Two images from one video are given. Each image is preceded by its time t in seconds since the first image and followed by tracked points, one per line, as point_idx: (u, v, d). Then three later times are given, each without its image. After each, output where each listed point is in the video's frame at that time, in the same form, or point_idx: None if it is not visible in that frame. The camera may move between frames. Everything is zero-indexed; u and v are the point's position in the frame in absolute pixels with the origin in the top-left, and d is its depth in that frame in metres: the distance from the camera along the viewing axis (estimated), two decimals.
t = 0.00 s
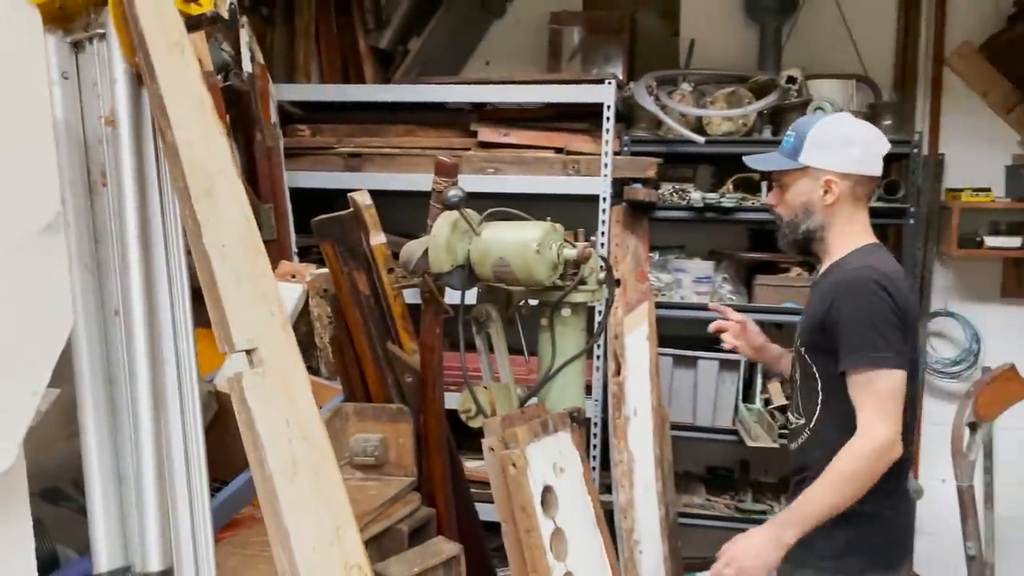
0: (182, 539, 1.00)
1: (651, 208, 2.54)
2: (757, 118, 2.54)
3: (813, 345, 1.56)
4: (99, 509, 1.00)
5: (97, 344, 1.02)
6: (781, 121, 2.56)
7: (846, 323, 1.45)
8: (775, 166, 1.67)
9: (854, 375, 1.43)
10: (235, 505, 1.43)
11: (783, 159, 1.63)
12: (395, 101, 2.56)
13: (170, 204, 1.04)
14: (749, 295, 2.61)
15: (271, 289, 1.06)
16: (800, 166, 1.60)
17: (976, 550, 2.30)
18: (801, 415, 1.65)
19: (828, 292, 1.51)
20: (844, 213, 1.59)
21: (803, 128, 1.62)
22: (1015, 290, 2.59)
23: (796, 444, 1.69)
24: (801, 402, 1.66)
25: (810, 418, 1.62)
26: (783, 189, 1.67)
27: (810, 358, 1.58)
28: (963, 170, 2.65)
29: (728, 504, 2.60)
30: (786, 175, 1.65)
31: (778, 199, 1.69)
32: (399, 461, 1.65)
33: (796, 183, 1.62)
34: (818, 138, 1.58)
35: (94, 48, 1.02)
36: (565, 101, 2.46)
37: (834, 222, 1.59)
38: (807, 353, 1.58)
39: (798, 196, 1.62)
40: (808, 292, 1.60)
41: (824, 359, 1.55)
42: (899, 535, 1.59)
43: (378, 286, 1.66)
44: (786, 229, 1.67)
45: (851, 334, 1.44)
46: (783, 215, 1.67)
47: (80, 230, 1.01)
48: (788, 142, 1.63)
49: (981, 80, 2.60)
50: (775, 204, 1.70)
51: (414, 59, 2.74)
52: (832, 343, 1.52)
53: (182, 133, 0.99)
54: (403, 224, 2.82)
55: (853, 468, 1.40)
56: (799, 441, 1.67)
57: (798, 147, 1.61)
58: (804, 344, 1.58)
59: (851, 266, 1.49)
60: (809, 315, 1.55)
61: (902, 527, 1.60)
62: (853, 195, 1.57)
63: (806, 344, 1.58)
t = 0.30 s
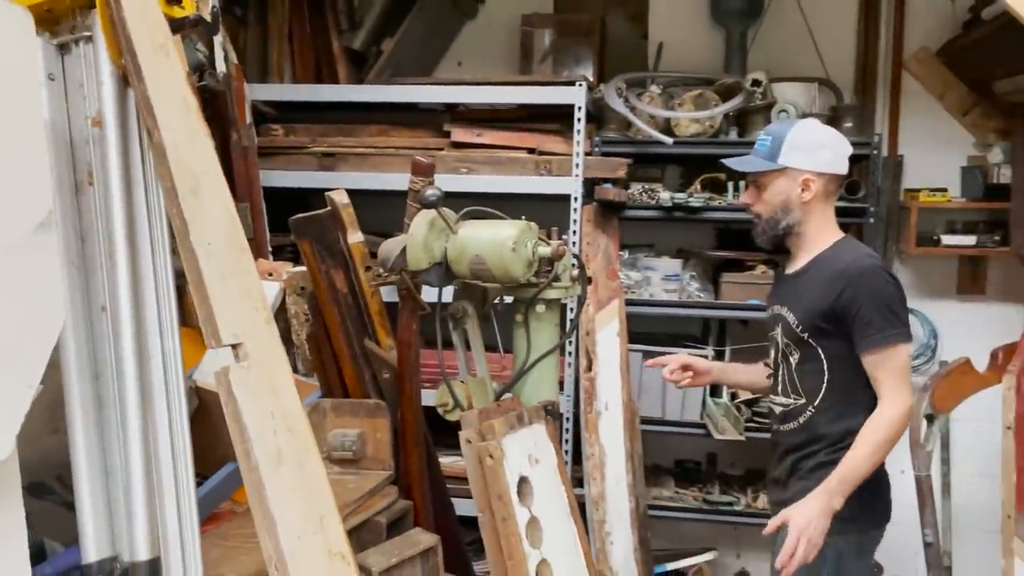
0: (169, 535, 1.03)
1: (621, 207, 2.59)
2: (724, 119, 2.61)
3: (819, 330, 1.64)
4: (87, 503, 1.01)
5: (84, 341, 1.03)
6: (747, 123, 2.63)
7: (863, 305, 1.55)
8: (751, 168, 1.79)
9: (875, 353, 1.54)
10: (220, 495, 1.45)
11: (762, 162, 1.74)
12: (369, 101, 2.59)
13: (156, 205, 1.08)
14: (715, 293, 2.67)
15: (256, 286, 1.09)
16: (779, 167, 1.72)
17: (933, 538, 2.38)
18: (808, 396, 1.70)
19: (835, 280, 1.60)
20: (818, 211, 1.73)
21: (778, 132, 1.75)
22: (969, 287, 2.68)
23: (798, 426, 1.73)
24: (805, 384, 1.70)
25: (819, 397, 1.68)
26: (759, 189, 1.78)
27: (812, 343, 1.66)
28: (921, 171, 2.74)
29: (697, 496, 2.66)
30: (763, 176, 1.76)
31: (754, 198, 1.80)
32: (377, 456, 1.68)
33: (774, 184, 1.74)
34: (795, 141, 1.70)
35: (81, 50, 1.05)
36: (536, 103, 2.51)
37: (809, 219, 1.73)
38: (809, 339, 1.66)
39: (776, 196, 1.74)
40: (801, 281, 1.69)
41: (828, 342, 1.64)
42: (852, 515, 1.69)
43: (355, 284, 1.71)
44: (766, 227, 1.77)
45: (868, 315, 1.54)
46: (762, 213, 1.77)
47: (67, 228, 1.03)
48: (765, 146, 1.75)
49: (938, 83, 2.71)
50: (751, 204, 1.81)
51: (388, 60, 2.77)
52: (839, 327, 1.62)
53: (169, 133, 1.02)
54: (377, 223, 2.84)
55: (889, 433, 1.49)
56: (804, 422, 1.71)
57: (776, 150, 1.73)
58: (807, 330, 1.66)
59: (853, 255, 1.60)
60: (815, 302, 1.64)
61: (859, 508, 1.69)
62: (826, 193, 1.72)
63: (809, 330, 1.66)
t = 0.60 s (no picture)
0: (134, 531, 1.03)
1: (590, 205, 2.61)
2: (690, 119, 2.65)
3: (817, 324, 1.66)
4: (52, 496, 1.02)
5: (48, 334, 1.04)
6: (713, 122, 2.67)
7: (866, 298, 1.61)
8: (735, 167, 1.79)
9: (876, 344, 1.60)
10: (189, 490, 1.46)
11: (749, 160, 1.75)
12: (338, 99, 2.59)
13: (121, 198, 1.07)
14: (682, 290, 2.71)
15: (221, 280, 1.09)
16: (765, 166, 1.73)
17: (894, 528, 2.51)
18: (801, 387, 1.70)
19: (836, 274, 1.64)
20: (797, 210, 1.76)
21: (762, 131, 1.76)
22: (930, 284, 2.74)
23: (787, 419, 1.72)
24: (797, 376, 1.71)
25: (814, 388, 1.69)
26: (743, 188, 1.78)
27: (808, 337, 1.68)
28: (883, 170, 2.79)
29: (665, 490, 2.70)
30: (747, 175, 1.76)
31: (737, 198, 1.80)
32: (345, 451, 1.69)
33: (760, 183, 1.75)
34: (781, 141, 1.73)
35: (45, 45, 1.06)
36: (505, 102, 2.53)
37: (792, 218, 1.75)
38: (806, 333, 1.68)
39: (763, 195, 1.74)
40: (792, 277, 1.71)
41: (825, 336, 1.67)
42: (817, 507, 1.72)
43: (323, 279, 1.71)
44: (753, 226, 1.77)
45: (872, 307, 1.61)
46: (748, 212, 1.77)
47: (30, 221, 1.03)
48: (751, 145, 1.76)
49: (899, 85, 2.76)
50: (735, 203, 1.80)
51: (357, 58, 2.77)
52: (836, 321, 1.66)
53: (133, 128, 1.03)
54: (347, 221, 2.85)
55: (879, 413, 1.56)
56: (795, 414, 1.71)
57: (763, 149, 1.74)
58: (805, 325, 1.67)
59: (847, 250, 1.66)
60: (815, 296, 1.66)
61: (825, 501, 1.72)
62: (807, 191, 1.76)
63: (807, 323, 1.67)
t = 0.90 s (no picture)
0: (92, 521, 1.02)
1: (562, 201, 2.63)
2: (662, 114, 2.66)
3: (810, 321, 1.67)
4: (6, 485, 1.01)
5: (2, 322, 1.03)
6: (683, 118, 2.68)
7: (860, 294, 1.63)
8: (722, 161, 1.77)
9: (871, 340, 1.63)
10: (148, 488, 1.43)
11: (739, 154, 1.74)
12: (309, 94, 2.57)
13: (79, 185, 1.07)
14: (654, 285, 2.73)
15: (182, 269, 1.08)
16: (755, 160, 1.72)
17: (862, 519, 2.47)
18: (792, 385, 1.71)
19: (830, 270, 1.65)
20: (784, 206, 1.75)
21: (750, 125, 1.75)
22: (898, 279, 2.78)
23: (776, 416, 1.73)
24: (787, 373, 1.72)
25: (804, 386, 1.71)
26: (730, 181, 1.78)
27: (800, 334, 1.69)
28: (852, 167, 2.83)
29: (637, 484, 2.71)
30: (735, 169, 1.75)
31: (725, 191, 1.79)
32: (312, 446, 1.67)
33: (749, 176, 1.74)
34: (771, 135, 1.72)
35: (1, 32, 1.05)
36: (477, 96, 2.52)
37: (781, 213, 1.75)
38: (798, 330, 1.68)
39: (752, 188, 1.74)
40: (783, 274, 1.71)
41: (817, 333, 1.69)
42: (801, 500, 1.72)
43: (290, 273, 1.69)
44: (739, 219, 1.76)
45: (865, 304, 1.63)
46: (736, 206, 1.76)
47: None
48: (740, 139, 1.75)
49: (867, 81, 2.79)
50: (722, 197, 1.80)
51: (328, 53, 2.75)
52: (828, 318, 1.67)
53: (89, 114, 1.01)
54: (318, 216, 2.83)
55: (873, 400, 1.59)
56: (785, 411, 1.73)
57: (752, 142, 1.73)
58: (797, 322, 1.68)
59: (839, 247, 1.67)
60: (808, 293, 1.66)
61: (811, 494, 1.72)
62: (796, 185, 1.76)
63: (800, 322, 1.68)
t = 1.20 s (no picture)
0: (71, 504, 1.03)
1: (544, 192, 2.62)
2: (644, 106, 2.67)
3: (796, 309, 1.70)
4: None
5: None
6: (665, 110, 2.68)
7: (846, 283, 1.66)
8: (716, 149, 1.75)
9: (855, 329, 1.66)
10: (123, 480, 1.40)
11: (737, 142, 1.72)
12: (290, 85, 2.56)
13: (54, 167, 1.07)
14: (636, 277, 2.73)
15: (159, 252, 1.08)
16: (753, 150, 1.72)
17: (843, 508, 2.49)
18: (775, 373, 1.72)
19: (816, 259, 1.68)
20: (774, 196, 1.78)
21: (744, 114, 1.74)
22: (878, 270, 2.80)
23: (759, 405, 1.74)
24: (771, 361, 1.72)
25: (787, 373, 1.72)
26: (725, 170, 1.76)
27: (785, 322, 1.71)
28: (832, 160, 2.85)
29: (620, 476, 2.72)
30: (731, 158, 1.74)
31: (719, 179, 1.78)
32: (294, 435, 1.67)
33: (746, 166, 1.74)
34: (767, 125, 1.73)
35: None
36: (459, 87, 2.52)
37: (772, 202, 1.77)
38: (784, 318, 1.70)
39: (748, 178, 1.74)
40: (769, 263, 1.73)
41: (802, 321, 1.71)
42: (784, 487, 1.73)
43: (271, 261, 1.68)
44: (733, 209, 1.76)
45: (851, 293, 1.66)
46: (731, 196, 1.76)
47: None
48: (736, 127, 1.73)
49: (847, 74, 2.81)
50: (716, 187, 1.78)
51: (309, 44, 2.74)
52: (814, 306, 1.70)
53: (66, 94, 1.01)
54: (300, 209, 2.81)
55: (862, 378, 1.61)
56: (768, 400, 1.73)
57: (749, 131, 1.73)
58: (783, 310, 1.70)
59: (825, 237, 1.70)
60: (795, 282, 1.69)
61: (795, 481, 1.73)
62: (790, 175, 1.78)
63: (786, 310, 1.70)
